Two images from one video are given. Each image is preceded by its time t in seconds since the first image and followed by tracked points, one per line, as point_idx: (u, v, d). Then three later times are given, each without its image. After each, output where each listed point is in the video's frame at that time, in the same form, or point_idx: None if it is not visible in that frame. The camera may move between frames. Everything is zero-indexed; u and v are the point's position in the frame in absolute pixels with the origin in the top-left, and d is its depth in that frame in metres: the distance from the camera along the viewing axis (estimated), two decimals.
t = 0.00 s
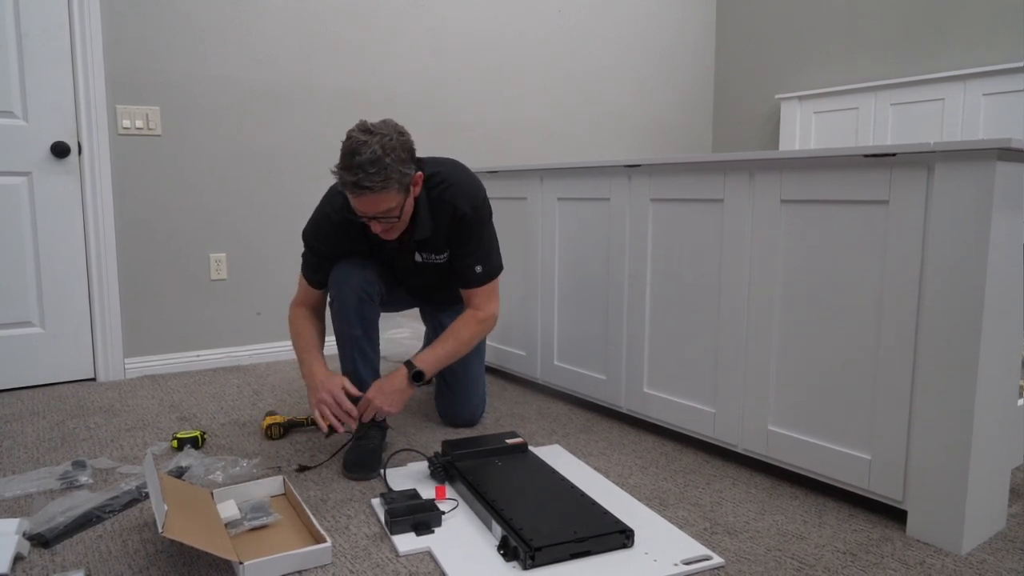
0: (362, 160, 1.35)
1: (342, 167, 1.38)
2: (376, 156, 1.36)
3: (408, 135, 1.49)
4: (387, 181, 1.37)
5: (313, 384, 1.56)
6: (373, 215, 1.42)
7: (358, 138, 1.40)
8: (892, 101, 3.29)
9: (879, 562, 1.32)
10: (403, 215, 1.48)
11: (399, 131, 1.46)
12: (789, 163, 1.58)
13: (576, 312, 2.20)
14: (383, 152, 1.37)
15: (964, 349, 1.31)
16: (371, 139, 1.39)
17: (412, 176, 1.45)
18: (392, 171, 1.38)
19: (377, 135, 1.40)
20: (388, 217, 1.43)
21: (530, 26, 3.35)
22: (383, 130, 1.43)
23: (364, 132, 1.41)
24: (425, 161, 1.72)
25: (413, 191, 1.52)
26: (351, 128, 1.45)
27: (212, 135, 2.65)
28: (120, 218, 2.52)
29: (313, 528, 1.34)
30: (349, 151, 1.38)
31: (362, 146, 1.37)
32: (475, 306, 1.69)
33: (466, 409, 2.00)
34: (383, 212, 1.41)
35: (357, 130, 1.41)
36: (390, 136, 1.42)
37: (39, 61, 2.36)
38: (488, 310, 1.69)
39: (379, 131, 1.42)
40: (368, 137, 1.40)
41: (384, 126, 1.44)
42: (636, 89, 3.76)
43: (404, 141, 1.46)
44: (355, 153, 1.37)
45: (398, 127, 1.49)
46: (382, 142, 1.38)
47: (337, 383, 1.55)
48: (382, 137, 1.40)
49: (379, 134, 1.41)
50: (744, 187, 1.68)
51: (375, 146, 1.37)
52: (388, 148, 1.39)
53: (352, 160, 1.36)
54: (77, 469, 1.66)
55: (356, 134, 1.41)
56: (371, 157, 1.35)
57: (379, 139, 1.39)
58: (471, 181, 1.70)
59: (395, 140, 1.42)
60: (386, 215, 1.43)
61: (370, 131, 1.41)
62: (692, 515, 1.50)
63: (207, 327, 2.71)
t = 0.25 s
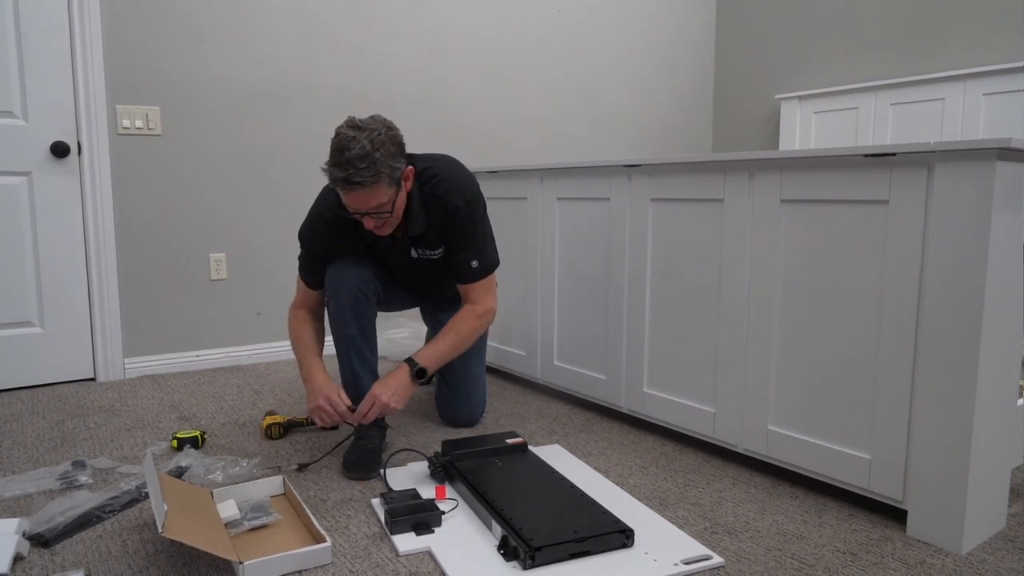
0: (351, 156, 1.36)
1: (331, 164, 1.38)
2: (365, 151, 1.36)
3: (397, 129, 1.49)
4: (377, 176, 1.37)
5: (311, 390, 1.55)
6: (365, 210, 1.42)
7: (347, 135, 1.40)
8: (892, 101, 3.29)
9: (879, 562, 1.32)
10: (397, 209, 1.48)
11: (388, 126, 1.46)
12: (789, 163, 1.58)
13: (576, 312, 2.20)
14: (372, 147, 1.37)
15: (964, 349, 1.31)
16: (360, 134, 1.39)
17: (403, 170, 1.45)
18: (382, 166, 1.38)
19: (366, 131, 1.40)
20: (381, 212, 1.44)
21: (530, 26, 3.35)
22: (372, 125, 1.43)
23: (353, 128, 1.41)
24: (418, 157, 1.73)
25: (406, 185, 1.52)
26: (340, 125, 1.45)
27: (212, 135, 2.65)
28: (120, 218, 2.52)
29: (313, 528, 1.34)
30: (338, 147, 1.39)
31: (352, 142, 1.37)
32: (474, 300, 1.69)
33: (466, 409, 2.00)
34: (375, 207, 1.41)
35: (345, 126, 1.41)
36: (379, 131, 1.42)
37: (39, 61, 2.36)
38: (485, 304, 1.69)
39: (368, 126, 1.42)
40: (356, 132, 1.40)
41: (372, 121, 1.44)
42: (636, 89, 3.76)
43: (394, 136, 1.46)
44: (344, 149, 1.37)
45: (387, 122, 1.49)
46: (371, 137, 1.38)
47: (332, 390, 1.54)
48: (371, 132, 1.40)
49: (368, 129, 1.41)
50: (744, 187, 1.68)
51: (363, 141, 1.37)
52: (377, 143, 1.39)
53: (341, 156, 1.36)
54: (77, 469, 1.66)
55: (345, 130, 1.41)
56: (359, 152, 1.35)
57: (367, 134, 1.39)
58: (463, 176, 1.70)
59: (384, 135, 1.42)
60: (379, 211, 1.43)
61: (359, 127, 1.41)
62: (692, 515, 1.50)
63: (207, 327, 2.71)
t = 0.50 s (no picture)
0: (347, 163, 1.35)
1: (328, 170, 1.38)
2: (361, 158, 1.36)
3: (393, 133, 1.48)
4: (373, 182, 1.37)
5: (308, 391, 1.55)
6: (362, 216, 1.42)
7: (342, 141, 1.39)
8: (892, 101, 3.29)
9: (879, 562, 1.32)
10: (393, 213, 1.48)
11: (384, 131, 1.46)
12: (789, 162, 1.58)
13: (576, 312, 2.19)
14: (368, 154, 1.37)
15: (964, 349, 1.31)
16: (355, 141, 1.38)
17: (399, 175, 1.45)
18: (378, 172, 1.38)
19: (362, 137, 1.40)
20: (378, 217, 1.44)
21: (530, 26, 3.35)
22: (367, 130, 1.42)
23: (348, 134, 1.40)
24: (417, 160, 1.72)
25: (403, 189, 1.52)
26: (335, 130, 1.44)
27: (212, 135, 2.65)
28: (120, 218, 2.52)
29: (313, 528, 1.34)
30: (334, 154, 1.38)
31: (347, 149, 1.37)
32: (472, 303, 1.70)
33: (466, 409, 2.00)
34: (372, 212, 1.42)
35: (340, 132, 1.40)
36: (375, 137, 1.42)
37: (39, 61, 2.36)
38: (483, 305, 1.71)
39: (363, 132, 1.41)
40: (352, 138, 1.39)
41: (367, 126, 1.43)
42: (636, 88, 3.76)
43: (389, 140, 1.45)
44: (341, 155, 1.36)
45: (382, 125, 1.48)
46: (367, 143, 1.38)
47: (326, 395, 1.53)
48: (366, 138, 1.39)
49: (364, 135, 1.40)
50: (744, 186, 1.68)
51: (360, 148, 1.37)
52: (373, 149, 1.38)
53: (338, 163, 1.36)
54: (77, 469, 1.66)
55: (340, 136, 1.40)
56: (356, 159, 1.35)
57: (364, 140, 1.39)
58: (462, 179, 1.69)
59: (380, 141, 1.42)
60: (376, 216, 1.43)
61: (354, 133, 1.41)
62: (692, 515, 1.50)
63: (207, 327, 2.71)
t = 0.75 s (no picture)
0: (351, 166, 1.35)
1: (332, 172, 1.37)
2: (365, 161, 1.35)
3: (396, 135, 1.48)
4: (377, 185, 1.37)
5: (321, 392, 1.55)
6: (365, 217, 1.42)
7: (346, 143, 1.39)
8: (892, 101, 3.30)
9: (880, 562, 1.32)
10: (396, 215, 1.48)
11: (388, 133, 1.45)
12: (790, 162, 1.58)
13: (576, 312, 2.19)
14: (372, 156, 1.37)
15: (965, 349, 1.31)
16: (360, 143, 1.38)
17: (402, 178, 1.45)
18: (382, 175, 1.38)
19: (366, 139, 1.40)
20: (381, 220, 1.44)
21: (530, 26, 3.35)
22: (372, 133, 1.42)
23: (352, 136, 1.40)
24: (420, 161, 1.73)
25: (406, 191, 1.52)
26: (339, 132, 1.44)
27: (212, 135, 2.65)
28: (120, 218, 2.52)
29: (314, 528, 1.34)
30: (338, 156, 1.38)
31: (351, 151, 1.37)
32: (474, 303, 1.70)
33: (466, 409, 2.00)
34: (375, 215, 1.42)
35: (344, 134, 1.40)
36: (379, 139, 1.41)
37: (40, 61, 2.36)
38: (485, 306, 1.70)
39: (368, 135, 1.41)
40: (356, 141, 1.39)
41: (371, 129, 1.43)
42: (636, 88, 3.76)
43: (393, 143, 1.45)
44: (344, 158, 1.36)
45: (386, 128, 1.48)
46: (371, 146, 1.38)
47: (342, 391, 1.53)
48: (370, 141, 1.39)
49: (368, 138, 1.40)
50: (744, 186, 1.68)
51: (364, 150, 1.36)
52: (377, 152, 1.38)
53: (342, 165, 1.36)
54: (77, 469, 1.66)
55: (345, 139, 1.40)
56: (360, 162, 1.35)
57: (368, 143, 1.39)
58: (465, 181, 1.70)
59: (384, 144, 1.42)
60: (379, 218, 1.43)
61: (358, 135, 1.41)
62: (692, 515, 1.50)
63: (207, 327, 2.71)
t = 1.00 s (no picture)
0: (357, 167, 1.35)
1: (338, 173, 1.38)
2: (371, 163, 1.36)
3: (403, 138, 1.48)
4: (382, 186, 1.37)
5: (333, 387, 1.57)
6: (370, 218, 1.43)
7: (353, 146, 1.39)
8: (893, 101, 3.29)
9: (879, 562, 1.32)
10: (400, 216, 1.49)
11: (396, 136, 1.46)
12: (790, 162, 1.58)
13: (576, 312, 2.19)
14: (378, 158, 1.37)
15: (964, 349, 1.31)
16: (366, 145, 1.38)
17: (408, 180, 1.45)
18: (388, 177, 1.38)
19: (373, 142, 1.40)
20: (386, 220, 1.44)
21: (530, 26, 3.35)
22: (379, 136, 1.42)
23: (360, 139, 1.41)
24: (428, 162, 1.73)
25: (411, 193, 1.53)
26: (348, 134, 1.44)
27: (212, 135, 2.65)
28: (119, 218, 2.52)
29: (314, 528, 1.34)
30: (345, 158, 1.38)
31: (358, 153, 1.37)
32: (474, 304, 1.70)
33: (466, 409, 2.00)
34: (380, 215, 1.42)
35: (352, 137, 1.41)
36: (386, 142, 1.42)
37: (39, 61, 2.36)
38: (484, 305, 1.71)
39: (375, 138, 1.41)
40: (363, 143, 1.40)
41: (379, 132, 1.43)
42: (636, 88, 3.76)
43: (400, 145, 1.45)
44: (351, 159, 1.37)
45: (393, 131, 1.49)
46: (378, 148, 1.38)
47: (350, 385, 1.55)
48: (377, 144, 1.39)
49: (375, 140, 1.40)
50: (744, 186, 1.68)
51: (371, 153, 1.37)
52: (384, 155, 1.39)
53: (348, 167, 1.36)
54: (77, 469, 1.66)
55: (352, 141, 1.41)
56: (366, 164, 1.35)
57: (375, 145, 1.39)
58: (471, 183, 1.70)
59: (390, 146, 1.42)
60: (383, 219, 1.44)
61: (366, 138, 1.41)
62: (692, 515, 1.50)
63: (207, 327, 2.71)
